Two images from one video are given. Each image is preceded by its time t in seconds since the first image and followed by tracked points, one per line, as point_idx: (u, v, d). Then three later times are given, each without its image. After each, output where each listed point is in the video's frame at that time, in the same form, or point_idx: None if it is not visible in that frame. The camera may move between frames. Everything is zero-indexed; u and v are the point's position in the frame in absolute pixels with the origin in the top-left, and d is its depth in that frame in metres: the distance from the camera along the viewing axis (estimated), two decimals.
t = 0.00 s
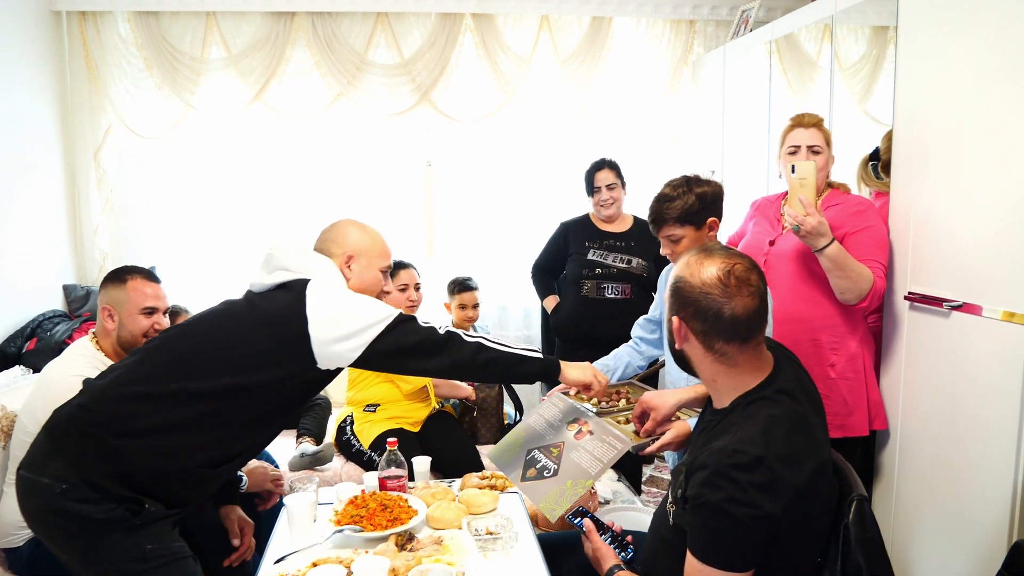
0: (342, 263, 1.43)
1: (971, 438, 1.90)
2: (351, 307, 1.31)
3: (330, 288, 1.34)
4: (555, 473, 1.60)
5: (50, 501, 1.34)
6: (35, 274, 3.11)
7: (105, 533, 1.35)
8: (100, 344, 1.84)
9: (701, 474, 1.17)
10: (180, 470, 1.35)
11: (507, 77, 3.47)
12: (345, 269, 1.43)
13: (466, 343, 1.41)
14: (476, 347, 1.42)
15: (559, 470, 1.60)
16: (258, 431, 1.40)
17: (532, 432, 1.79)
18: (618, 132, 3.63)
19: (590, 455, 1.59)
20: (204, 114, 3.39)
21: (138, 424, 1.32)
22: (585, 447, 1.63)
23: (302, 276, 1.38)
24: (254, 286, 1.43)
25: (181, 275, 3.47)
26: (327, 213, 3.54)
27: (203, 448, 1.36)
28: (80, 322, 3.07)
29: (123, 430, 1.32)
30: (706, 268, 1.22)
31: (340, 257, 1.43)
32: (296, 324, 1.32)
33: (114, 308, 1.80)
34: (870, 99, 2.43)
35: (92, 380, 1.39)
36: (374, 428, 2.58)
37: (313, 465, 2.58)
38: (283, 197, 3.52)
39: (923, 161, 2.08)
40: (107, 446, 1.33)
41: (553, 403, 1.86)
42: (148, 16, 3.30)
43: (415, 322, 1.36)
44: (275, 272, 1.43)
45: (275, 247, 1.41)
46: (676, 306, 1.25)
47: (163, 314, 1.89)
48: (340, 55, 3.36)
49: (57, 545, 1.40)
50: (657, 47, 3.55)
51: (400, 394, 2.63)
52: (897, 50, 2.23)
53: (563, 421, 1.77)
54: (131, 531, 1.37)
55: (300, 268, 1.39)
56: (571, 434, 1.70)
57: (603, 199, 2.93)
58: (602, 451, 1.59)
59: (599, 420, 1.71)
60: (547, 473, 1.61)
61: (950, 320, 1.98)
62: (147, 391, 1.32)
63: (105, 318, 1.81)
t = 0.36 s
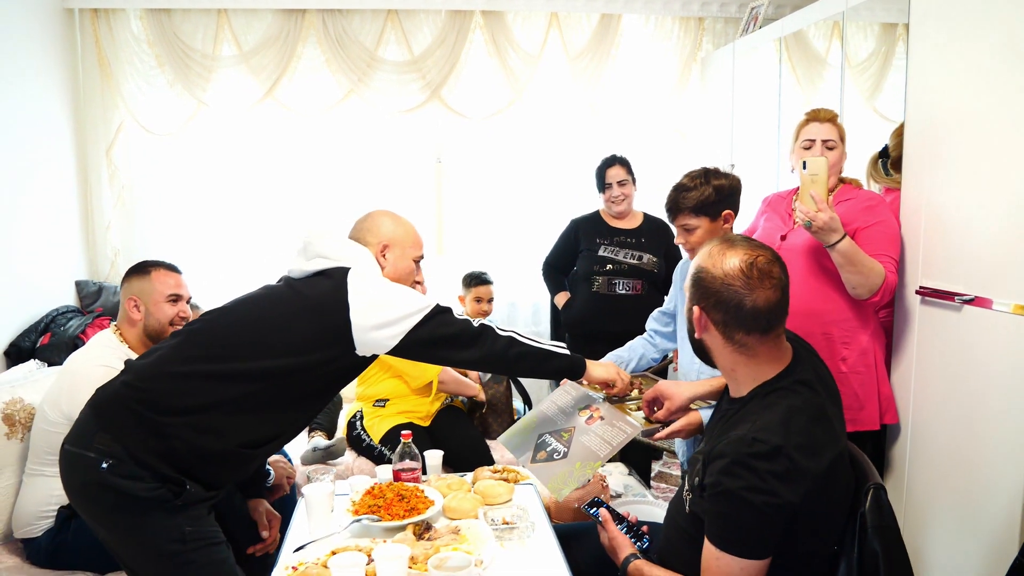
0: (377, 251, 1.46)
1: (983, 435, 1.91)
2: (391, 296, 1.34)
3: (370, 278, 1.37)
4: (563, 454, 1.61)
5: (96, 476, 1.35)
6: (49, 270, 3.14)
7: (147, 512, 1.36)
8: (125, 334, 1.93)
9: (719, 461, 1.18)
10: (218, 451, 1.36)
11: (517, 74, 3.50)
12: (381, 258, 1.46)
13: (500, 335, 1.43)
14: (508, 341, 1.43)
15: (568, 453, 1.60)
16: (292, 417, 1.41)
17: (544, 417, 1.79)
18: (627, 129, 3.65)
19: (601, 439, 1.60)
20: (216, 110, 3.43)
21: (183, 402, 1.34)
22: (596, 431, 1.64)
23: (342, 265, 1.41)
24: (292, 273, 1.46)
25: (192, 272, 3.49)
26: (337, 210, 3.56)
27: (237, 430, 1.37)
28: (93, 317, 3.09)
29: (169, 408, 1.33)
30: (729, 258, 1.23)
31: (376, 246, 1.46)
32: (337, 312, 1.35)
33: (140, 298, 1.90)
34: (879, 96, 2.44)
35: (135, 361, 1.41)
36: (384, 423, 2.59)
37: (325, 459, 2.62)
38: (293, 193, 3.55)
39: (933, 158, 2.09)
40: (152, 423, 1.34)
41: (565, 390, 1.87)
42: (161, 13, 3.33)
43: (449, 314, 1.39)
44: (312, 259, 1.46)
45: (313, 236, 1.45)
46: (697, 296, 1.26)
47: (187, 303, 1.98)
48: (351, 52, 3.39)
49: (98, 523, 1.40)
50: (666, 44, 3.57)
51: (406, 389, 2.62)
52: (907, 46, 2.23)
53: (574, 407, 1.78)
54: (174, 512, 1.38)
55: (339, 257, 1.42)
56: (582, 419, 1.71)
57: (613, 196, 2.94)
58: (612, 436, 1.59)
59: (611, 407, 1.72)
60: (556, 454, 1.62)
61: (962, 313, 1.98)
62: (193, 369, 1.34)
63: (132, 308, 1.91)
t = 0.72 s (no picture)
0: (392, 247, 1.47)
1: (988, 434, 1.91)
2: (404, 291, 1.36)
3: (378, 277, 1.38)
4: (568, 450, 1.62)
5: (119, 468, 1.36)
6: (56, 270, 3.15)
7: (168, 504, 1.37)
8: (138, 332, 1.94)
9: (720, 446, 1.19)
10: (239, 444, 1.38)
11: (521, 74, 3.51)
12: (394, 254, 1.47)
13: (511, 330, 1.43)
14: (520, 336, 1.43)
15: (574, 448, 1.62)
16: (307, 411, 1.43)
17: (549, 413, 1.81)
18: (631, 129, 3.66)
19: (604, 433, 1.62)
20: (222, 110, 3.45)
21: (205, 393, 1.35)
22: (600, 426, 1.66)
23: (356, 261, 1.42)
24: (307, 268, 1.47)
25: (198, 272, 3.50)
26: (343, 209, 3.57)
27: (256, 424, 1.38)
28: (101, 315, 3.11)
29: (191, 399, 1.34)
30: (746, 255, 1.23)
31: (390, 241, 1.47)
32: (354, 305, 1.37)
33: (153, 297, 1.92)
34: (883, 95, 2.45)
35: (156, 353, 1.42)
36: (392, 420, 2.60)
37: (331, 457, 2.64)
38: (299, 193, 3.56)
39: (937, 157, 2.09)
40: (175, 415, 1.35)
41: (570, 388, 1.88)
42: (167, 14, 3.34)
43: (463, 309, 1.40)
44: (328, 254, 1.47)
45: (328, 233, 1.47)
46: (711, 287, 1.28)
47: (199, 303, 2.01)
48: (356, 53, 3.40)
49: (117, 515, 1.40)
50: (670, 44, 3.58)
51: (419, 386, 2.65)
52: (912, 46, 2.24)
53: (579, 404, 1.80)
54: (194, 506, 1.39)
55: (353, 251, 1.43)
56: (587, 415, 1.73)
57: (618, 195, 2.95)
58: (615, 431, 1.62)
59: (615, 402, 1.75)
60: (561, 450, 1.63)
61: (967, 312, 1.98)
62: (214, 361, 1.35)
63: (144, 306, 1.92)
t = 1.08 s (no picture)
0: (392, 246, 1.48)
1: (989, 433, 1.92)
2: (407, 292, 1.37)
3: (381, 278, 1.40)
4: (565, 444, 1.62)
5: (124, 468, 1.38)
6: (62, 271, 3.17)
7: (173, 504, 1.39)
8: (145, 333, 1.96)
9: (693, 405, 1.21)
10: (241, 442, 1.39)
11: (524, 74, 3.52)
12: (395, 252, 1.48)
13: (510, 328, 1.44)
14: (520, 333, 1.45)
15: (572, 442, 1.61)
16: (309, 409, 1.44)
17: (550, 408, 1.81)
18: (634, 129, 3.67)
19: (602, 427, 1.62)
20: (226, 112, 3.46)
21: (207, 393, 1.36)
22: (599, 419, 1.66)
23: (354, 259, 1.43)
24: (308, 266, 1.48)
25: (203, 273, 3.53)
26: (346, 210, 3.59)
27: (258, 421, 1.40)
28: (106, 315, 3.13)
29: (193, 399, 1.36)
30: (735, 243, 1.24)
31: (390, 241, 1.48)
32: (354, 307, 1.37)
33: (161, 298, 1.93)
34: (885, 95, 2.45)
35: (159, 355, 1.44)
36: (395, 421, 2.62)
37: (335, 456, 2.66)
38: (303, 193, 3.58)
39: (939, 157, 2.10)
40: (178, 415, 1.37)
41: (573, 383, 1.89)
42: (172, 16, 3.36)
43: (463, 307, 1.42)
44: (327, 253, 1.48)
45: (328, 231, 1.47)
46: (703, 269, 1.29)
47: (206, 303, 2.01)
48: (360, 54, 3.41)
49: (123, 515, 1.42)
50: (672, 44, 3.59)
51: (420, 387, 2.64)
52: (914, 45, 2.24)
53: (579, 399, 1.80)
54: (200, 505, 1.41)
55: (353, 250, 1.45)
56: (587, 409, 1.74)
57: (621, 196, 2.96)
58: (613, 424, 1.61)
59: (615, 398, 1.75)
60: (559, 445, 1.63)
61: (968, 312, 1.99)
62: (215, 360, 1.37)
63: (151, 307, 1.94)
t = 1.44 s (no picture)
0: (377, 238, 1.47)
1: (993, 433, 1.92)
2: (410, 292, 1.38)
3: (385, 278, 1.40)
4: (563, 433, 1.63)
5: (109, 476, 1.40)
6: (68, 271, 3.19)
7: (159, 511, 1.39)
8: (151, 333, 1.97)
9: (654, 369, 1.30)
10: (224, 446, 1.40)
11: (529, 74, 3.52)
12: (379, 245, 1.48)
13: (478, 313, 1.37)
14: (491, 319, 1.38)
15: (571, 431, 1.62)
16: (301, 410, 1.44)
17: (552, 399, 1.81)
18: (639, 129, 3.67)
19: (601, 418, 1.62)
20: (232, 112, 3.48)
21: (189, 397, 1.38)
22: (599, 411, 1.67)
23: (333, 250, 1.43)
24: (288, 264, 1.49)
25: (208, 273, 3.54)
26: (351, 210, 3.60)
27: (242, 423, 1.40)
28: (112, 314, 3.15)
29: (174, 404, 1.38)
30: (711, 230, 1.33)
31: (375, 233, 1.47)
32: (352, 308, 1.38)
33: (166, 298, 1.94)
34: (890, 94, 2.45)
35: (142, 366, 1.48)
36: (398, 421, 2.63)
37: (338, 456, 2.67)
38: (308, 193, 3.59)
39: (943, 157, 2.10)
40: (161, 421, 1.39)
41: (575, 377, 1.90)
42: (178, 17, 3.38)
43: (428, 292, 1.35)
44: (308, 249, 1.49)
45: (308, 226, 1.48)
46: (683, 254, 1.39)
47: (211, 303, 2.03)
48: (364, 54, 3.42)
49: (113, 524, 1.43)
50: (677, 44, 3.59)
51: (421, 387, 2.64)
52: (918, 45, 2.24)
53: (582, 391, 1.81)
54: (187, 511, 1.40)
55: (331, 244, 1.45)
56: (588, 402, 1.74)
57: (625, 196, 2.96)
58: (612, 416, 1.61)
59: (617, 391, 1.75)
60: (557, 434, 1.64)
61: (972, 312, 1.99)
62: (196, 364, 1.39)
63: (157, 307, 1.94)
